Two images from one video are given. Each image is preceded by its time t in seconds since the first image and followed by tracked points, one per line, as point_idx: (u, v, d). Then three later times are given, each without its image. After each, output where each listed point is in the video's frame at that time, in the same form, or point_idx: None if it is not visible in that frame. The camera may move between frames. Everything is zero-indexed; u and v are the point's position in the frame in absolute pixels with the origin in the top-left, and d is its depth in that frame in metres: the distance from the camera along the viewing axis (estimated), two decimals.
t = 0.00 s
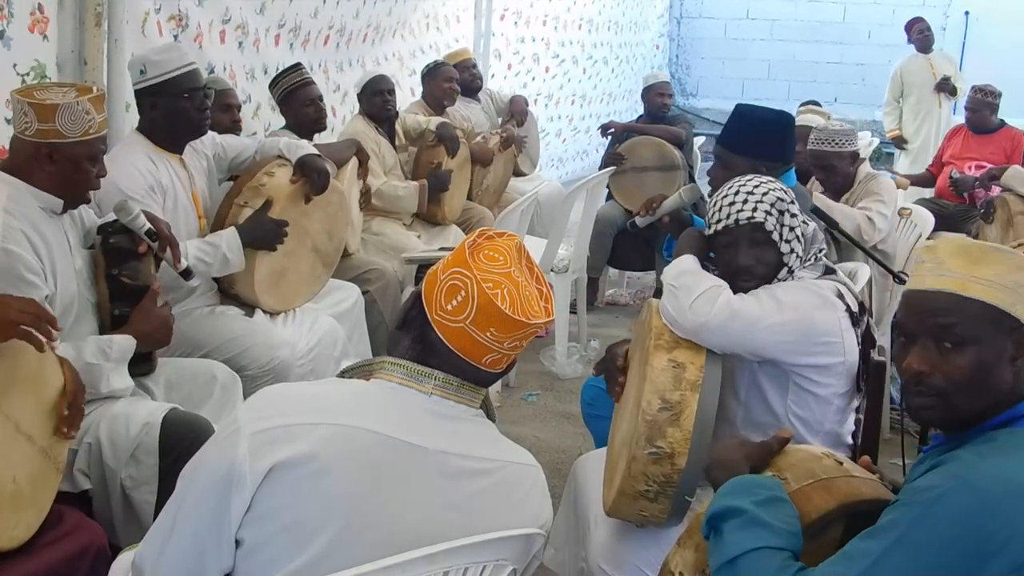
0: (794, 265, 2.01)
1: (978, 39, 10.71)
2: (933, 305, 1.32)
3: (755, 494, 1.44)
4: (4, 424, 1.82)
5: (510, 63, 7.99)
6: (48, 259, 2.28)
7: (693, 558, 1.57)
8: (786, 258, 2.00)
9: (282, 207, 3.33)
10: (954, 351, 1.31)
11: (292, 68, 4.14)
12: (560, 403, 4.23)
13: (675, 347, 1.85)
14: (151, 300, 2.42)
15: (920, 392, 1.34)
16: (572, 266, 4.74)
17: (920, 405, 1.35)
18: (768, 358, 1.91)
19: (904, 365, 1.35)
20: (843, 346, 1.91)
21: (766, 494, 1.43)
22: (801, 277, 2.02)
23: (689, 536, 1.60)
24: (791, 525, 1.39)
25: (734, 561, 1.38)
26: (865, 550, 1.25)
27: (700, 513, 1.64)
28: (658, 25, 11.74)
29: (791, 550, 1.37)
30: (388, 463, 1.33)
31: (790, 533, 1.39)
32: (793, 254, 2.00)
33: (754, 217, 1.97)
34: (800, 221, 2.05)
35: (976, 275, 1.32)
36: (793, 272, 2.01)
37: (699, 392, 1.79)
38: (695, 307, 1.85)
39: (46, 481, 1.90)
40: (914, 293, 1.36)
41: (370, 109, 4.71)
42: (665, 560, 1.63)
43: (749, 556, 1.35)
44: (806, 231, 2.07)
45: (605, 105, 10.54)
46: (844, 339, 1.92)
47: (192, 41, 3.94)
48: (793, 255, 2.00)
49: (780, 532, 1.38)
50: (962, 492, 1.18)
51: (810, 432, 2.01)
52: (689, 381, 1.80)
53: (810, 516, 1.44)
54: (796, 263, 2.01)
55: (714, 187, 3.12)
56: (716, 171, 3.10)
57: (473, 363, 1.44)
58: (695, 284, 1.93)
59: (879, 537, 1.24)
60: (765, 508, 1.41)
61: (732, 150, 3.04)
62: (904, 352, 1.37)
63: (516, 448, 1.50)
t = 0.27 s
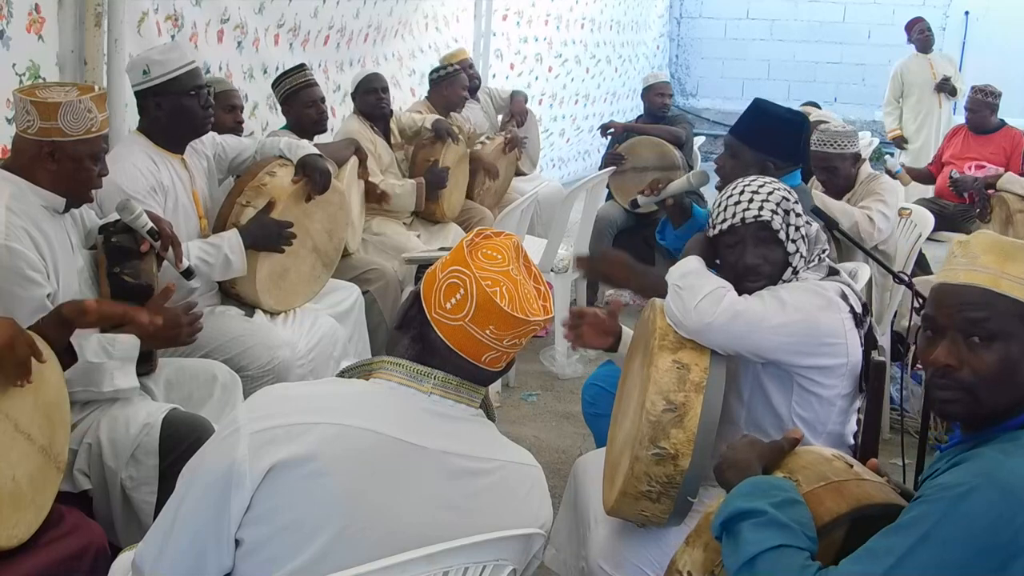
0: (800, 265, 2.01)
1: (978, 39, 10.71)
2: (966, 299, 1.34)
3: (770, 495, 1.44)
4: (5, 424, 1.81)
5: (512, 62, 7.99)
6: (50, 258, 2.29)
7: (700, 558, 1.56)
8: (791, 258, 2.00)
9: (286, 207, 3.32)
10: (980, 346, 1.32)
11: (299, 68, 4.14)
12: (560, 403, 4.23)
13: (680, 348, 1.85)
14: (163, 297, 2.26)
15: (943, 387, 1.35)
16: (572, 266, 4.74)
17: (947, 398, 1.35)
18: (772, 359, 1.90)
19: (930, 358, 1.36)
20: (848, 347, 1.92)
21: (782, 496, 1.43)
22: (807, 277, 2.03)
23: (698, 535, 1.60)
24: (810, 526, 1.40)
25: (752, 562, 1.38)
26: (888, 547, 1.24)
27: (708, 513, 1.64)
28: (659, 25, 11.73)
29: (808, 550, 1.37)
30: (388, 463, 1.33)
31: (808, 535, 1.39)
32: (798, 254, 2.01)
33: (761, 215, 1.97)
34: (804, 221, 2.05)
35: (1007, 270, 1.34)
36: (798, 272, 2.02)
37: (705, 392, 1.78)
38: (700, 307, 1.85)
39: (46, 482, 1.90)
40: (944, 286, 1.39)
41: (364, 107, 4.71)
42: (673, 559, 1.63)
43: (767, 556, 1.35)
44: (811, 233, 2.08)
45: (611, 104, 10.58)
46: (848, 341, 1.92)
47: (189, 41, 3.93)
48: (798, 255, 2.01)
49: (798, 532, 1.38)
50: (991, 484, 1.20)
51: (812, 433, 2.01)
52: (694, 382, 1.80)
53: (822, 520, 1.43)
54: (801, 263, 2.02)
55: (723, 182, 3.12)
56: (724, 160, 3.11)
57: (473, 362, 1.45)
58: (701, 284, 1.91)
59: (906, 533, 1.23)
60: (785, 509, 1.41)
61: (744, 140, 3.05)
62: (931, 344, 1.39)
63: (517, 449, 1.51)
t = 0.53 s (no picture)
0: (802, 265, 2.01)
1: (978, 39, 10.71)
2: (957, 303, 1.34)
3: (768, 494, 1.44)
4: (5, 427, 1.81)
5: (514, 62, 7.99)
6: (54, 259, 2.28)
7: (698, 557, 1.57)
8: (793, 257, 2.00)
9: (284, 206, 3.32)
10: (969, 349, 1.32)
11: (298, 68, 4.14)
12: (560, 403, 4.23)
13: (684, 351, 1.85)
14: (153, 302, 2.41)
15: (933, 392, 1.36)
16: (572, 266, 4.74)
17: (936, 400, 1.36)
18: (773, 359, 1.90)
19: (919, 361, 1.36)
20: (848, 349, 1.92)
21: (780, 495, 1.43)
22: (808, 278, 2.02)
23: (696, 533, 1.60)
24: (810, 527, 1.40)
25: (748, 561, 1.37)
26: (883, 545, 1.24)
27: (706, 512, 1.64)
28: (659, 25, 11.73)
29: (804, 550, 1.37)
30: (388, 463, 1.33)
31: (805, 535, 1.39)
32: (801, 254, 2.01)
33: (767, 212, 1.97)
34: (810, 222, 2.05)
35: (994, 272, 1.33)
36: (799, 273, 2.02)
37: (707, 396, 1.78)
38: (706, 307, 1.85)
39: (46, 483, 1.90)
40: (932, 289, 1.38)
41: (362, 106, 4.71)
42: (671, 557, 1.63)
43: (763, 555, 1.35)
44: (816, 235, 2.07)
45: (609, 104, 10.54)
46: (848, 342, 1.92)
47: (189, 41, 3.94)
48: (800, 255, 2.01)
49: (795, 532, 1.38)
50: (983, 482, 1.19)
51: (811, 434, 2.02)
52: (697, 385, 1.79)
53: (818, 518, 1.44)
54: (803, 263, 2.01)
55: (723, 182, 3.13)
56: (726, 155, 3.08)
57: (472, 362, 1.45)
58: (707, 284, 1.93)
59: (900, 531, 1.23)
60: (782, 507, 1.42)
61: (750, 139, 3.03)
62: (922, 346, 1.39)
63: (517, 449, 1.51)
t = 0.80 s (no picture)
0: (803, 261, 2.01)
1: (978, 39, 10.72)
2: (939, 309, 1.34)
3: (761, 496, 1.44)
4: (7, 425, 1.82)
5: (514, 62, 7.98)
6: (55, 259, 2.28)
7: (694, 559, 1.57)
8: (795, 253, 2.00)
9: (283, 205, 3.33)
10: (953, 354, 1.32)
11: (297, 67, 4.14)
12: (560, 403, 4.23)
13: (692, 354, 1.85)
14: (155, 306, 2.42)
15: (920, 399, 1.35)
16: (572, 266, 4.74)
17: (923, 408, 1.36)
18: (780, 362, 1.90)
19: (904, 370, 1.36)
20: (852, 349, 1.92)
21: (772, 496, 1.43)
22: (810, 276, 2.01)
23: (693, 535, 1.60)
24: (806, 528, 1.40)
25: (740, 564, 1.38)
26: (872, 548, 1.24)
27: (702, 512, 1.64)
28: (659, 25, 11.73)
29: (797, 552, 1.37)
30: (387, 463, 1.33)
31: (798, 535, 1.39)
32: (803, 251, 2.00)
33: (770, 204, 1.98)
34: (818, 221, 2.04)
35: (973, 277, 1.34)
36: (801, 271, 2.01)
37: (716, 400, 1.79)
38: (716, 312, 1.84)
39: (47, 482, 1.90)
40: (910, 296, 1.39)
41: (361, 106, 4.71)
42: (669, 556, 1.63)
43: (754, 559, 1.35)
44: (824, 234, 2.06)
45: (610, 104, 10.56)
46: (852, 341, 1.92)
47: (190, 41, 3.93)
48: (802, 251, 2.00)
49: (787, 534, 1.38)
50: (969, 485, 1.20)
51: (812, 433, 2.02)
52: (705, 390, 1.80)
53: (813, 518, 1.43)
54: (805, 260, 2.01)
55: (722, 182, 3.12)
56: (724, 158, 3.08)
57: (472, 362, 1.45)
58: (714, 287, 1.92)
59: (886, 534, 1.24)
60: (774, 509, 1.42)
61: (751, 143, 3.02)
62: (904, 355, 1.39)
63: (516, 449, 1.50)
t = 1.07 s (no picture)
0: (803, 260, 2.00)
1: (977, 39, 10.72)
2: (938, 317, 1.34)
3: (759, 496, 1.44)
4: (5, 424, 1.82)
5: (514, 62, 7.98)
6: (56, 262, 2.28)
7: (693, 559, 1.57)
8: (794, 251, 2.00)
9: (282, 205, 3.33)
10: (954, 363, 1.33)
11: (294, 68, 4.14)
12: (560, 404, 4.23)
13: (691, 356, 1.84)
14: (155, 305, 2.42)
15: (922, 408, 1.35)
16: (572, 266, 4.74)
17: (928, 417, 1.35)
18: (782, 366, 1.90)
19: (906, 379, 1.36)
20: (854, 350, 1.93)
21: (771, 496, 1.43)
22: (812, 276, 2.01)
23: (692, 535, 1.60)
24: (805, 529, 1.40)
25: (739, 565, 1.38)
26: (871, 552, 1.24)
27: (701, 513, 1.64)
28: (659, 25, 11.73)
29: (796, 552, 1.37)
30: (387, 463, 1.33)
31: (797, 535, 1.39)
32: (803, 249, 1.99)
33: (768, 201, 1.99)
34: (823, 222, 2.03)
35: (971, 283, 1.35)
36: (801, 272, 2.01)
37: (713, 404, 1.79)
38: (720, 317, 1.84)
39: (47, 481, 1.90)
40: (909, 305, 1.39)
41: (364, 107, 4.71)
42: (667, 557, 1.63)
43: (753, 561, 1.36)
44: (830, 234, 2.04)
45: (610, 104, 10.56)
46: (854, 343, 1.93)
47: (193, 41, 3.94)
48: (802, 249, 1.99)
49: (786, 534, 1.38)
50: (969, 487, 1.20)
51: (813, 434, 2.02)
52: (703, 392, 1.79)
53: (813, 518, 1.43)
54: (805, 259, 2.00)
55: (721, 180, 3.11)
56: (721, 161, 3.08)
57: (471, 361, 1.45)
58: (714, 292, 1.91)
59: (887, 537, 1.24)
60: (772, 510, 1.42)
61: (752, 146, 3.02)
62: (904, 365, 1.39)
63: (516, 448, 1.50)
